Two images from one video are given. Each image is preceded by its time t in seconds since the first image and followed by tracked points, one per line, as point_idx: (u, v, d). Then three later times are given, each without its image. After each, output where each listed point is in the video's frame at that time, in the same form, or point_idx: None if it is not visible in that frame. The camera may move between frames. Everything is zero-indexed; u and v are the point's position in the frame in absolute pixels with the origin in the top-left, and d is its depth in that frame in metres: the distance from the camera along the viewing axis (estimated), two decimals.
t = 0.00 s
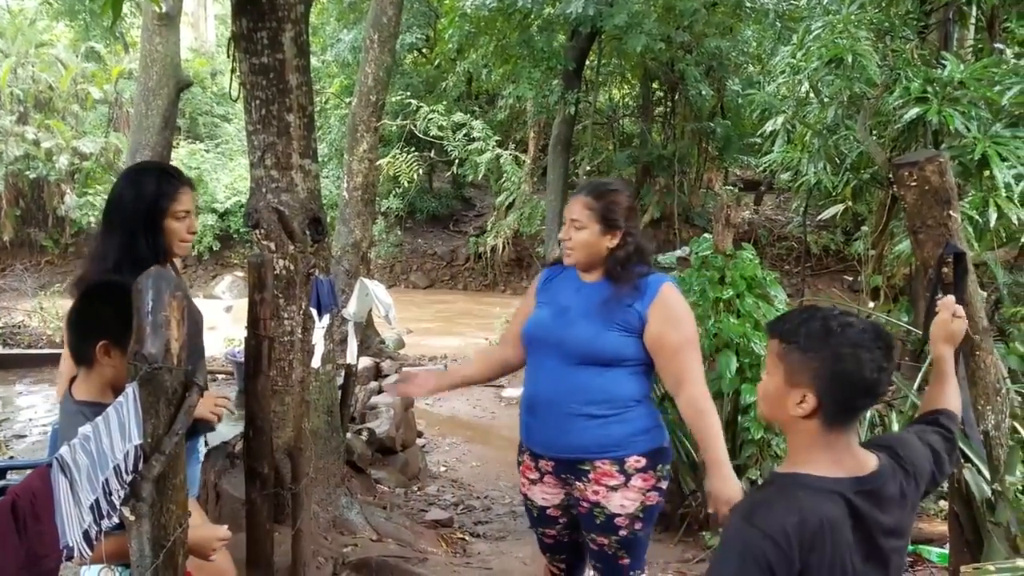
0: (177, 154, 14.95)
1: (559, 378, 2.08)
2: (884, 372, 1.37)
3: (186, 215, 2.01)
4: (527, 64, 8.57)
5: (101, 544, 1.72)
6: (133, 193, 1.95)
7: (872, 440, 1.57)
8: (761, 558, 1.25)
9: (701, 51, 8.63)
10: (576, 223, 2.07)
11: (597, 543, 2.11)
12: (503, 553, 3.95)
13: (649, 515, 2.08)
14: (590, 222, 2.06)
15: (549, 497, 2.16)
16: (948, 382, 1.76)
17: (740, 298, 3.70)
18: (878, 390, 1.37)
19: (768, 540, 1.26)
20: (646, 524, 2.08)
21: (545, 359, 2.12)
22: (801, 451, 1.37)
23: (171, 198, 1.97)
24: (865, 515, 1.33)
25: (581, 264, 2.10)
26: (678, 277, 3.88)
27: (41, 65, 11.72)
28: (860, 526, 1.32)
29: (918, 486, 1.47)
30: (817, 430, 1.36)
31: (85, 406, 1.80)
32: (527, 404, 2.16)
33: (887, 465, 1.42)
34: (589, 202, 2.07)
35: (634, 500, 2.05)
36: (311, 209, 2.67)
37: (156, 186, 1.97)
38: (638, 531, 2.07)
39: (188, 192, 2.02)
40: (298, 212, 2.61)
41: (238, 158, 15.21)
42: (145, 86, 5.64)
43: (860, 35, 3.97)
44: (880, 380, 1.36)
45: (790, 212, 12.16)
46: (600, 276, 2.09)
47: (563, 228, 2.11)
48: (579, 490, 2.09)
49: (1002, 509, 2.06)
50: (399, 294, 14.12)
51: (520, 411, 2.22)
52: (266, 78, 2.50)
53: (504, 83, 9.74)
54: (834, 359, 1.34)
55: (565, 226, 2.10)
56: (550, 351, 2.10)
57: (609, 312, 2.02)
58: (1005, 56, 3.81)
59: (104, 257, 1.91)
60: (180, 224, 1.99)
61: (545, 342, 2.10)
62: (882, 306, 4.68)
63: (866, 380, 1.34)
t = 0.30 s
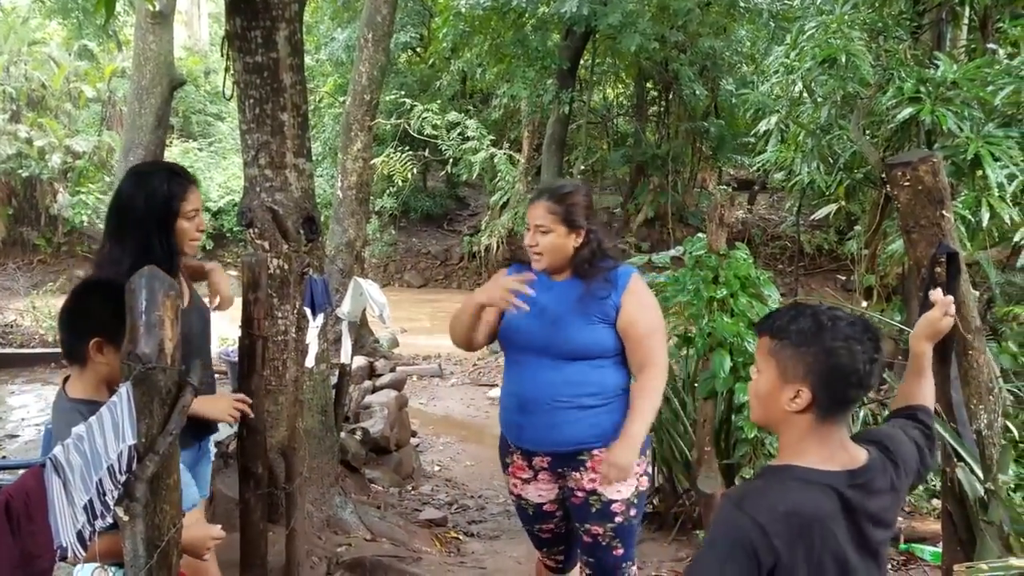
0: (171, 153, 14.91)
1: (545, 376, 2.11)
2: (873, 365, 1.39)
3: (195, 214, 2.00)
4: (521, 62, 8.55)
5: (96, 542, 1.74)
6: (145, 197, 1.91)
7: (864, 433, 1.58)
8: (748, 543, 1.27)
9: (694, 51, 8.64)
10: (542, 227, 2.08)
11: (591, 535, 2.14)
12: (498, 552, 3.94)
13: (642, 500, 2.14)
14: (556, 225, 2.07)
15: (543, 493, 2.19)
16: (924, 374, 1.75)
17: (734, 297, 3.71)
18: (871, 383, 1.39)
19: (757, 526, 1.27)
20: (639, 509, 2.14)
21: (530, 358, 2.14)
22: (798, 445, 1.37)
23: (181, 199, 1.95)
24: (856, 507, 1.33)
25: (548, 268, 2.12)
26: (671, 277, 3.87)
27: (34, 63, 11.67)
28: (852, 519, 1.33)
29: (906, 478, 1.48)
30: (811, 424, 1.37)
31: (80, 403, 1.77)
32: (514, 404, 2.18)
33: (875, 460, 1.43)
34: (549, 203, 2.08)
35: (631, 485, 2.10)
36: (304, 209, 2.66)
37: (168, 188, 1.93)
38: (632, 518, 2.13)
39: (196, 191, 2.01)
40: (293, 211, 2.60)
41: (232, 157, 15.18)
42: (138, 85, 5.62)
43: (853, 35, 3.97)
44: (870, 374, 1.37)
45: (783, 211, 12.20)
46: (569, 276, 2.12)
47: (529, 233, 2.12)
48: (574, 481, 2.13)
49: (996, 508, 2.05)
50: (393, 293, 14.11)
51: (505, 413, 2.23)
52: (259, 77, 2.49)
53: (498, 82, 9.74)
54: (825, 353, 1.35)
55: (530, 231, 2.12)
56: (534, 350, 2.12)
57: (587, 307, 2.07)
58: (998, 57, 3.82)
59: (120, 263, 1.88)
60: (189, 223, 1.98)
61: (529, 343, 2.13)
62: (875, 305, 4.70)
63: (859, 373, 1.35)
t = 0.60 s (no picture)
0: (165, 152, 14.85)
1: (552, 376, 2.11)
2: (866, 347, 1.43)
3: (209, 216, 1.97)
4: (516, 62, 8.53)
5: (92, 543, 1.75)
6: (158, 200, 1.89)
7: (864, 425, 1.59)
8: (749, 516, 1.31)
9: (689, 51, 8.61)
10: (539, 224, 2.11)
11: (602, 531, 2.13)
12: (495, 552, 3.93)
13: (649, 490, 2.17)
14: (550, 219, 2.10)
15: (550, 492, 2.18)
16: (905, 383, 1.76)
17: (730, 296, 3.73)
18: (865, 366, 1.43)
19: (759, 500, 1.31)
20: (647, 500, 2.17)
21: (534, 360, 2.13)
22: (798, 428, 1.41)
23: (193, 202, 1.92)
24: (859, 487, 1.34)
25: (543, 264, 2.13)
26: (667, 276, 3.88)
27: (28, 63, 11.63)
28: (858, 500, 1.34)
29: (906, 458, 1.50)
30: (807, 407, 1.41)
31: (76, 404, 1.76)
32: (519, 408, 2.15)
33: (878, 448, 1.43)
34: (540, 201, 2.13)
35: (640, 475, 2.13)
36: (300, 208, 2.63)
37: (182, 190, 1.91)
38: (641, 509, 2.15)
39: (209, 192, 1.97)
40: (287, 211, 2.58)
41: (226, 156, 15.14)
42: (132, 84, 5.60)
43: (847, 34, 3.97)
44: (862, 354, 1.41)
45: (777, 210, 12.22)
46: (563, 275, 2.15)
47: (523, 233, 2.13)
48: (585, 477, 2.12)
49: (991, 506, 1.95)
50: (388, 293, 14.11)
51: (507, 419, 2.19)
52: (255, 77, 2.50)
53: (493, 82, 9.73)
54: (810, 336, 1.40)
55: (524, 229, 2.13)
56: (539, 351, 2.11)
57: (590, 306, 2.10)
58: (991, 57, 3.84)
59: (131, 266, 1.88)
60: (204, 227, 1.96)
61: (533, 344, 2.11)
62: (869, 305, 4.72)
63: (850, 353, 1.39)
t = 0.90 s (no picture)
0: (161, 151, 14.82)
1: (577, 379, 2.14)
2: (855, 332, 1.54)
3: (224, 218, 1.97)
4: (514, 62, 8.54)
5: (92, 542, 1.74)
6: (174, 202, 1.87)
7: (869, 424, 1.65)
8: (768, 507, 1.44)
9: (686, 50, 8.58)
10: (559, 225, 2.16)
11: (621, 539, 2.17)
12: (494, 552, 3.93)
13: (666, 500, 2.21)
14: (571, 220, 2.16)
15: (569, 500, 2.21)
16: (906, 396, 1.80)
17: (727, 296, 3.75)
18: (855, 349, 1.53)
19: (774, 491, 1.44)
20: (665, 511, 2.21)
21: (559, 363, 2.16)
22: (803, 420, 1.54)
23: (210, 204, 1.91)
24: (862, 480, 1.46)
25: (565, 266, 2.17)
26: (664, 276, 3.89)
27: (24, 61, 11.58)
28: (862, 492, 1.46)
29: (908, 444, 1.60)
30: (795, 396, 1.55)
31: (72, 403, 1.75)
32: (542, 412, 2.18)
33: (882, 441, 1.55)
34: (561, 202, 2.18)
35: (660, 488, 2.17)
36: (298, 208, 2.64)
37: (197, 193, 1.90)
38: (659, 519, 2.19)
39: (225, 195, 1.96)
40: (286, 210, 2.58)
41: (222, 156, 15.13)
42: (129, 83, 5.58)
43: (845, 34, 3.96)
44: (840, 339, 1.51)
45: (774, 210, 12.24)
46: (586, 276, 2.19)
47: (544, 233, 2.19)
48: (605, 488, 2.15)
49: (988, 505, 1.95)
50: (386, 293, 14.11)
51: (529, 424, 2.22)
52: (253, 76, 2.50)
53: (490, 81, 9.74)
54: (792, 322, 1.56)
55: (545, 231, 2.18)
56: (564, 353, 2.15)
57: (614, 309, 2.13)
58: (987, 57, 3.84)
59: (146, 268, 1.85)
60: (219, 229, 1.95)
61: (558, 346, 2.15)
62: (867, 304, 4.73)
63: (826, 335, 1.51)
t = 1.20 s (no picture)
0: (159, 150, 14.80)
1: (606, 382, 2.15)
2: (857, 329, 1.53)
3: (229, 214, 1.97)
4: (512, 61, 8.57)
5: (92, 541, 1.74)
6: (179, 198, 1.88)
7: (885, 429, 1.66)
8: (749, 497, 1.47)
9: (685, 49, 8.50)
10: (598, 226, 2.15)
11: (638, 542, 2.18)
12: (493, 551, 3.93)
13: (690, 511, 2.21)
14: (608, 221, 2.15)
15: (585, 501, 2.23)
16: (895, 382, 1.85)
17: (726, 295, 3.76)
18: (854, 346, 1.53)
19: (756, 480, 1.47)
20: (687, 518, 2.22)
21: (590, 365, 2.17)
22: (804, 416, 1.56)
23: (216, 199, 1.92)
24: (855, 478, 1.48)
25: (601, 266, 2.17)
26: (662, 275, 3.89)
27: (21, 61, 11.37)
28: (850, 488, 1.48)
29: (917, 450, 1.60)
30: (798, 393, 1.57)
31: (72, 403, 1.74)
32: (570, 411, 2.21)
33: (888, 443, 1.55)
34: (600, 202, 2.16)
35: (683, 496, 2.17)
36: (297, 208, 2.65)
37: (202, 187, 1.90)
38: (679, 527, 2.20)
39: (229, 191, 1.97)
40: (285, 209, 2.59)
41: (220, 155, 15.12)
42: (126, 83, 5.57)
43: (843, 34, 3.95)
44: (838, 335, 1.52)
45: (772, 209, 12.26)
46: (626, 278, 2.19)
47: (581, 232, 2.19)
48: (627, 492, 2.16)
49: (988, 503, 1.93)
50: (384, 292, 14.13)
51: (558, 423, 2.25)
52: (252, 75, 2.50)
53: (488, 81, 9.74)
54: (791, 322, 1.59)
55: (583, 231, 2.18)
56: (595, 356, 2.16)
57: (650, 314, 2.12)
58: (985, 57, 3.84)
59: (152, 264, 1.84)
60: (224, 224, 1.95)
61: (590, 348, 2.16)
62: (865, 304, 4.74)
63: (823, 331, 1.53)
